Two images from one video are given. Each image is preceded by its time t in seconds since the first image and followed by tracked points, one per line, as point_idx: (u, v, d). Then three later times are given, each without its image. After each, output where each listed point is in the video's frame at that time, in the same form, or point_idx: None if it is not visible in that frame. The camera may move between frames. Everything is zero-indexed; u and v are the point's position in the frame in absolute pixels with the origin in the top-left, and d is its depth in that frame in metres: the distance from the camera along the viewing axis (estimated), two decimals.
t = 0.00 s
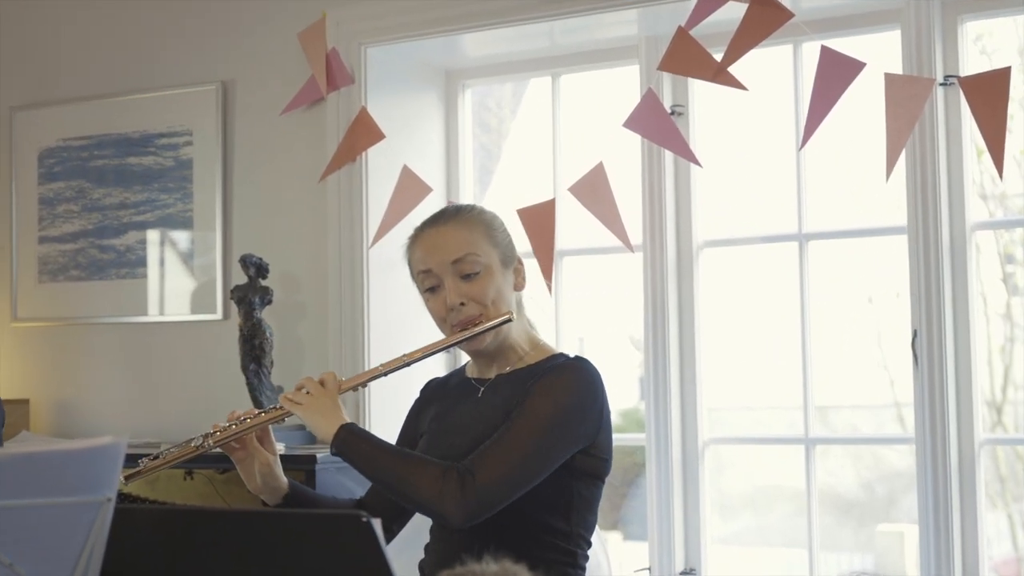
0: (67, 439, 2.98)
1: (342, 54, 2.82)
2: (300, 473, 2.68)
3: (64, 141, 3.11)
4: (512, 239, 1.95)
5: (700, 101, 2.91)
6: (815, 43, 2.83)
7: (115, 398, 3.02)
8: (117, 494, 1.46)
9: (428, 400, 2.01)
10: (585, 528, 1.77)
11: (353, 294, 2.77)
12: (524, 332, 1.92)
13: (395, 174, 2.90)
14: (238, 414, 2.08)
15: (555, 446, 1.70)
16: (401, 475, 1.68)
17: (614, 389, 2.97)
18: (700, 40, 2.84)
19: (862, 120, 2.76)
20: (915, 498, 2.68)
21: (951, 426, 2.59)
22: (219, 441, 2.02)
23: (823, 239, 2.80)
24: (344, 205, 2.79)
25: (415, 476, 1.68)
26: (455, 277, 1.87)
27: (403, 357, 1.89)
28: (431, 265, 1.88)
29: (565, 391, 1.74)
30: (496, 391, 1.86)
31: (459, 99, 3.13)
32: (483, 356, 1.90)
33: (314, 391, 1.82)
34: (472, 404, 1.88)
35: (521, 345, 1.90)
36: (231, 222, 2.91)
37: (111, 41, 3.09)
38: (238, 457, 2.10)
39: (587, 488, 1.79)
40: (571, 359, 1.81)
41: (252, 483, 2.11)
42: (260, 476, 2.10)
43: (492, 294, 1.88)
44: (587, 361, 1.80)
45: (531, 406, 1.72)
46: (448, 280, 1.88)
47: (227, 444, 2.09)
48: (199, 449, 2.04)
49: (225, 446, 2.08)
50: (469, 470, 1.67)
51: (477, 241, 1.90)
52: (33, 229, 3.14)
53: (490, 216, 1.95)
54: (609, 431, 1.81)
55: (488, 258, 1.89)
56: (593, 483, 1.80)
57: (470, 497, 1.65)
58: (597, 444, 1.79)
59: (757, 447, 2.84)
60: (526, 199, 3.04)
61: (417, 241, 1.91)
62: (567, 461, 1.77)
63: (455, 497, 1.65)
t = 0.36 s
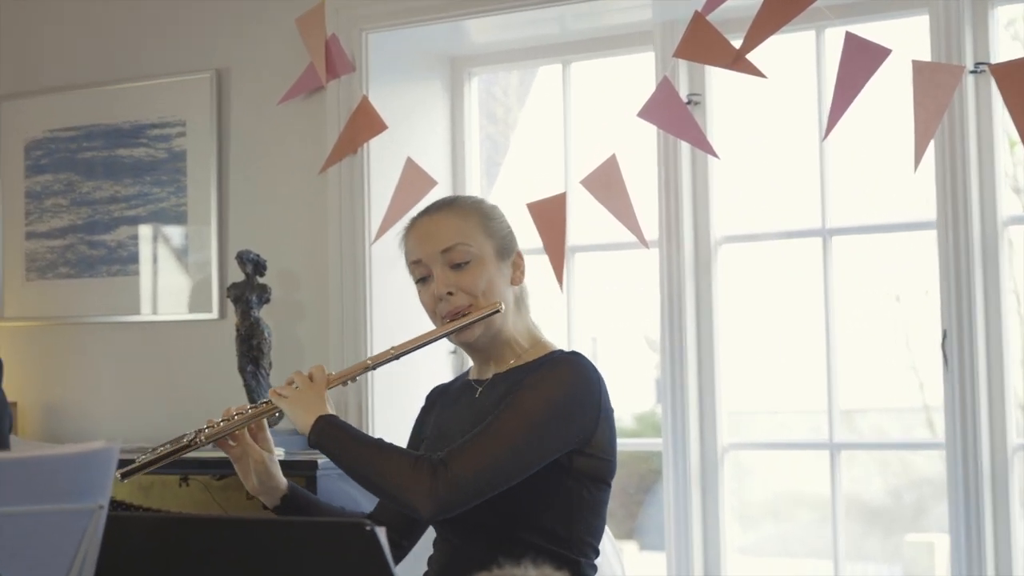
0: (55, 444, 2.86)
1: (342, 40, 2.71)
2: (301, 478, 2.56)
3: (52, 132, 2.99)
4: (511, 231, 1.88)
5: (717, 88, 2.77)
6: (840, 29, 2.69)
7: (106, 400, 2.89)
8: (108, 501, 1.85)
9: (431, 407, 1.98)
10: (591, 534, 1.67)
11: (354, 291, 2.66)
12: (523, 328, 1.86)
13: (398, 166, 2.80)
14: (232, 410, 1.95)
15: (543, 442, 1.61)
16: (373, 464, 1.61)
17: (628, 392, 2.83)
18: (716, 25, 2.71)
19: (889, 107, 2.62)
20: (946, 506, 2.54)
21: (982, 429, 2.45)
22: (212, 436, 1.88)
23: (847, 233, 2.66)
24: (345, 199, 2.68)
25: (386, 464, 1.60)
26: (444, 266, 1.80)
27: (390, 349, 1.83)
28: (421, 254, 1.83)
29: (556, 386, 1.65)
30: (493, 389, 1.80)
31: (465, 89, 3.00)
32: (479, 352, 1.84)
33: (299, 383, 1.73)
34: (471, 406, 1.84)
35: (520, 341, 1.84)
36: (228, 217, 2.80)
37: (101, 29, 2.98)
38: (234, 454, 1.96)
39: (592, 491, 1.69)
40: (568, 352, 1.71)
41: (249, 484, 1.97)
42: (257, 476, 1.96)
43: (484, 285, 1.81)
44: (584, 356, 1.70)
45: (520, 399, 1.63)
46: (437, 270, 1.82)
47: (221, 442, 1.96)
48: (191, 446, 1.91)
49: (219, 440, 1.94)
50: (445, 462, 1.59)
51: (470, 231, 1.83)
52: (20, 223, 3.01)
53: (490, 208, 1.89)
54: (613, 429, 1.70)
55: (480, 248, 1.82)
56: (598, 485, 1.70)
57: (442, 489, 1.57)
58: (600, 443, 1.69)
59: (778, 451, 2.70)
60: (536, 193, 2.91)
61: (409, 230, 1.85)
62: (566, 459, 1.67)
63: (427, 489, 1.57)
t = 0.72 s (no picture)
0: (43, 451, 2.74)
1: (344, 28, 2.59)
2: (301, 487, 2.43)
3: (40, 124, 2.86)
4: (530, 226, 1.77)
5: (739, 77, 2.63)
6: (868, 14, 2.54)
7: (96, 404, 2.76)
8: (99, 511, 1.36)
9: (436, 412, 1.87)
10: (587, 544, 1.62)
11: (356, 291, 2.55)
12: (533, 329, 1.75)
13: (403, 159, 2.67)
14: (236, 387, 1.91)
15: (526, 447, 1.57)
16: (353, 456, 1.60)
17: (643, 396, 2.70)
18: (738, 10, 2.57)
19: (921, 98, 2.48)
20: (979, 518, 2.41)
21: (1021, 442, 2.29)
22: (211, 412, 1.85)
23: (875, 231, 2.52)
24: (347, 194, 2.57)
25: (365, 457, 1.59)
26: (450, 255, 1.72)
27: (392, 338, 1.76)
28: (429, 241, 1.74)
29: (545, 390, 1.60)
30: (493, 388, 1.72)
31: (474, 77, 2.87)
32: (484, 350, 1.75)
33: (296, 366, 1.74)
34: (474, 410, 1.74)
35: (526, 341, 1.73)
36: (224, 213, 2.68)
37: (91, 16, 2.85)
38: (234, 436, 1.91)
39: (590, 500, 1.63)
40: (567, 355, 1.66)
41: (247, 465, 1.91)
42: (256, 461, 1.91)
43: (490, 279, 1.72)
44: (581, 360, 1.65)
45: (508, 401, 1.59)
46: (444, 259, 1.73)
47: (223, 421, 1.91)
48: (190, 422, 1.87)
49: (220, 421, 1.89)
50: (422, 459, 1.57)
51: (484, 221, 1.74)
52: (6, 219, 2.88)
53: (510, 199, 1.79)
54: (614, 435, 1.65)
55: (491, 240, 1.72)
56: (598, 494, 1.64)
57: (415, 488, 1.54)
58: (599, 449, 1.64)
59: (801, 460, 2.56)
60: (547, 187, 2.77)
61: (422, 216, 1.77)
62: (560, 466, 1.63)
63: (401, 486, 1.55)
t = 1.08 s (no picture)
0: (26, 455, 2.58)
1: (338, 14, 2.47)
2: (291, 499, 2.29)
3: (18, 116, 2.74)
4: (542, 222, 1.64)
5: (754, 66, 2.49)
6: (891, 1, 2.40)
7: (77, 409, 2.64)
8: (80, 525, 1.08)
9: (434, 411, 1.73)
10: (596, 564, 1.50)
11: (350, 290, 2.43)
12: (542, 332, 1.62)
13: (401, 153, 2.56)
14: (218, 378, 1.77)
15: (541, 460, 1.43)
16: (352, 465, 1.44)
17: (651, 403, 2.57)
18: None
19: (948, 90, 2.34)
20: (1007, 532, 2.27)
21: None
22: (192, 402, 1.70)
23: (899, 229, 2.39)
24: (340, 189, 2.45)
25: (366, 467, 1.44)
26: (458, 253, 1.58)
27: (392, 340, 1.62)
28: (436, 237, 1.60)
29: (562, 397, 1.47)
30: (499, 395, 1.58)
31: (475, 67, 2.74)
32: (489, 354, 1.62)
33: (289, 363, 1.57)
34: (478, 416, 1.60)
35: (536, 345, 1.60)
36: (211, 209, 2.56)
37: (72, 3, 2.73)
38: (214, 427, 1.78)
39: (599, 516, 1.51)
40: (581, 362, 1.53)
41: (229, 459, 1.77)
42: (236, 452, 1.77)
43: (502, 279, 1.58)
44: (597, 368, 1.52)
45: (522, 408, 1.46)
46: (451, 256, 1.60)
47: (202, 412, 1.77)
48: (167, 411, 1.71)
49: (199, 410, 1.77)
50: (428, 472, 1.42)
51: (494, 216, 1.60)
52: None
53: (520, 191, 1.66)
54: (625, 450, 1.53)
55: (502, 237, 1.59)
56: (607, 511, 1.52)
57: (421, 502, 1.40)
58: (611, 464, 1.51)
59: (821, 471, 2.42)
60: (552, 183, 2.64)
61: (427, 209, 1.63)
62: (570, 480, 1.50)
63: (406, 500, 1.40)
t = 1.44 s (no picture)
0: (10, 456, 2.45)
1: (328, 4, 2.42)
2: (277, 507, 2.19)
3: None
4: (534, 225, 1.60)
5: (759, 58, 2.40)
6: None
7: (54, 407, 2.61)
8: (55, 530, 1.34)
9: (422, 417, 1.69)
10: None
11: (339, 289, 2.37)
12: (538, 335, 1.60)
13: (392, 147, 2.49)
14: (187, 397, 1.74)
15: (561, 478, 1.40)
16: (364, 490, 1.39)
17: (651, 408, 2.47)
18: None
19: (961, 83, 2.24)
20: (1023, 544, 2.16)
21: None
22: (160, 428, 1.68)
23: (910, 228, 2.29)
24: (329, 187, 2.39)
25: (379, 494, 1.39)
26: (455, 262, 1.53)
27: (385, 353, 1.57)
28: (429, 245, 1.55)
29: (576, 414, 1.43)
30: (500, 407, 1.54)
31: (469, 59, 2.65)
32: (486, 362, 1.58)
33: (274, 381, 1.52)
34: (475, 425, 1.55)
35: (533, 351, 1.58)
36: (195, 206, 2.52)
37: None
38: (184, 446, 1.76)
39: (608, 530, 1.48)
40: (591, 372, 1.50)
41: (202, 478, 1.77)
42: (210, 470, 1.77)
43: (501, 288, 1.54)
44: (607, 380, 1.48)
45: (535, 425, 1.41)
46: (446, 265, 1.54)
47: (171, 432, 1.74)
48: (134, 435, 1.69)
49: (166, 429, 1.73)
50: (446, 496, 1.38)
51: (489, 222, 1.55)
52: None
53: (511, 193, 1.61)
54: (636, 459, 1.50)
55: (500, 244, 1.54)
56: (616, 523, 1.49)
57: (444, 529, 1.36)
58: (622, 475, 1.48)
59: (831, 479, 2.33)
60: (549, 180, 2.56)
61: (417, 215, 1.57)
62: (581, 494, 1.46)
63: (428, 528, 1.36)
